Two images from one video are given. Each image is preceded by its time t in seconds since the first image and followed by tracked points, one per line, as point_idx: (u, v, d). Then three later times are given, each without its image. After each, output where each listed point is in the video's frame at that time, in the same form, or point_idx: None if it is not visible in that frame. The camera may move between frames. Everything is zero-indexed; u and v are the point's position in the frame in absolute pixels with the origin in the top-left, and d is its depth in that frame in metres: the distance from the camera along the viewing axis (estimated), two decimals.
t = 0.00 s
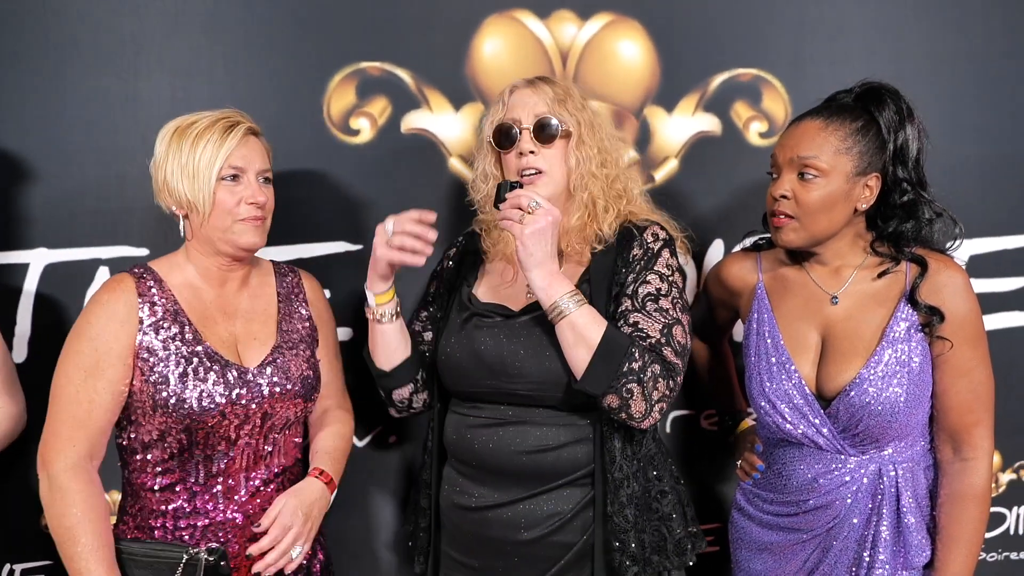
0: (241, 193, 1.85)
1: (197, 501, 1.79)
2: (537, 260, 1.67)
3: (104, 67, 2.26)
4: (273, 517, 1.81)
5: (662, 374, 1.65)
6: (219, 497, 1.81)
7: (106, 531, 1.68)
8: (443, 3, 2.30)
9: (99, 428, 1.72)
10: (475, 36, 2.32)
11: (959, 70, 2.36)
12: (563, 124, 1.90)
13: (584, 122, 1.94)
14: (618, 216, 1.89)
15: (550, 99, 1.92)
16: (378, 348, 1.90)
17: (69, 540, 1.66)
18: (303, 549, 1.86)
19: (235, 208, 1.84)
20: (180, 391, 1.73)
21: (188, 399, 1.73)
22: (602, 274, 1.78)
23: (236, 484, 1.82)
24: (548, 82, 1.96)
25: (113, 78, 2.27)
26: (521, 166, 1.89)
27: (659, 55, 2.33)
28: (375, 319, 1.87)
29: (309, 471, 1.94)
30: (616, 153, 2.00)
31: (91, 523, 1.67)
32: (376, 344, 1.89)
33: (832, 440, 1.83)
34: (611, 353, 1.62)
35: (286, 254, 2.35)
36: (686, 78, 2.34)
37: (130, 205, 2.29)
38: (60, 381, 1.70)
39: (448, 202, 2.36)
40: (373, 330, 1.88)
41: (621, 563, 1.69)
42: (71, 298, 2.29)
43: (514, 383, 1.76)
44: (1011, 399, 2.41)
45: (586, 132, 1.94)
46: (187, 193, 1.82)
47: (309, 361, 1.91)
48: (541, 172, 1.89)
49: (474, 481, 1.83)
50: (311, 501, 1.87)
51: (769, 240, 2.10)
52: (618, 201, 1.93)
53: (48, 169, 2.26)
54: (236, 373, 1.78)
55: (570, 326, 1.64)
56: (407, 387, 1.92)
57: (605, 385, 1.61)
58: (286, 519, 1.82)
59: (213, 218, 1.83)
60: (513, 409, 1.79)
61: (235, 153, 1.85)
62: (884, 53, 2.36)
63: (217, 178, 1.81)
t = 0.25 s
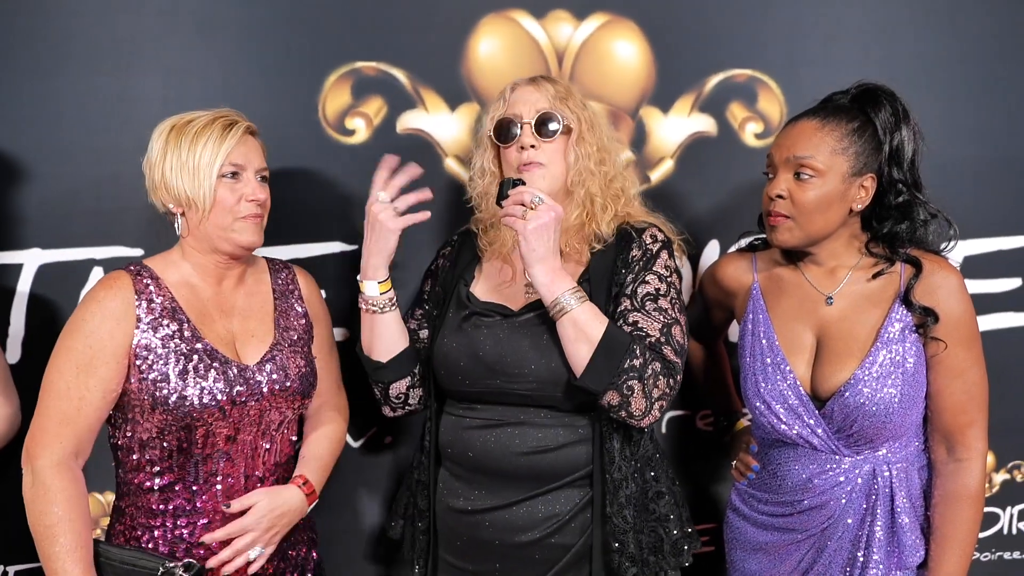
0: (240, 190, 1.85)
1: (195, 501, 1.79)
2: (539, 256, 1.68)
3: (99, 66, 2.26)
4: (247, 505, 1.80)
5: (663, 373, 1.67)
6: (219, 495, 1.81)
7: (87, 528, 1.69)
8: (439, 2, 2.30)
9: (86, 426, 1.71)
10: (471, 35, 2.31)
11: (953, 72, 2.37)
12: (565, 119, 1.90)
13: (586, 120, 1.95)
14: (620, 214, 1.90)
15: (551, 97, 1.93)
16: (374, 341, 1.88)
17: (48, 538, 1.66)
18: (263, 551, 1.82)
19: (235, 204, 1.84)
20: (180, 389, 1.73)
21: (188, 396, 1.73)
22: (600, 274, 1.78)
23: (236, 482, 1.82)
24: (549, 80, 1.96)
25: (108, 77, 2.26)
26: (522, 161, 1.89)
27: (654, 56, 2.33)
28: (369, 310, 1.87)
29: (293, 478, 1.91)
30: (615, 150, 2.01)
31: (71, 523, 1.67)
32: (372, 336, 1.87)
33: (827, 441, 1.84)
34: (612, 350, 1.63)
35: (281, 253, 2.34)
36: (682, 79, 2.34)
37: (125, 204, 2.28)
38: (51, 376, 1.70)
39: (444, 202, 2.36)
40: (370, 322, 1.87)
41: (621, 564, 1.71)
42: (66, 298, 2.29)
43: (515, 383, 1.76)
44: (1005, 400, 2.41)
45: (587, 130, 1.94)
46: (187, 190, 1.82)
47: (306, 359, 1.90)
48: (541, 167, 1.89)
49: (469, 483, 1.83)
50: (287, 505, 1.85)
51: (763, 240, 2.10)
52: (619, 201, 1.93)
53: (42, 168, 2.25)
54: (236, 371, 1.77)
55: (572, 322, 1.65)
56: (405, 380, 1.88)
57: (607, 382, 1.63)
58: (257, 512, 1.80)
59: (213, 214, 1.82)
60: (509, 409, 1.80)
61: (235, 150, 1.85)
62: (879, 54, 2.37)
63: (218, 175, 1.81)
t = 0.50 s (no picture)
0: (247, 193, 1.84)
1: (204, 501, 1.80)
2: (539, 253, 1.67)
3: (93, 68, 2.24)
4: (245, 526, 1.79)
5: (656, 376, 1.65)
6: (226, 495, 1.81)
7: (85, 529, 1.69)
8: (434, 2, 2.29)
9: (84, 426, 1.71)
10: (467, 35, 2.31)
11: (950, 68, 2.37)
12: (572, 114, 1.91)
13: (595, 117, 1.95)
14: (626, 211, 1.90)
15: (562, 93, 1.93)
16: (377, 363, 1.89)
17: (46, 534, 1.67)
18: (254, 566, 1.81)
19: (241, 207, 1.83)
20: (184, 391, 1.72)
21: (193, 398, 1.73)
22: (594, 274, 1.78)
23: (244, 479, 1.83)
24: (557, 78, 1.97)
25: (102, 79, 2.25)
26: (529, 151, 1.90)
27: (651, 54, 2.33)
28: (371, 338, 1.87)
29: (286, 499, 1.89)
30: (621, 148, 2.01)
31: (68, 520, 1.67)
32: (376, 359, 1.89)
33: (825, 439, 1.83)
34: (606, 350, 1.62)
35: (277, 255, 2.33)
36: (678, 78, 2.34)
37: (121, 206, 2.27)
38: (50, 377, 1.70)
39: (440, 202, 2.35)
40: (372, 348, 1.88)
41: (609, 567, 1.70)
42: (62, 301, 2.28)
43: (504, 385, 1.76)
44: (1003, 397, 2.41)
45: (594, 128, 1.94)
46: (193, 193, 1.80)
47: (309, 359, 1.90)
48: (547, 160, 1.89)
49: (464, 484, 1.82)
50: (283, 527, 1.83)
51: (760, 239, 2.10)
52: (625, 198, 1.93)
53: (36, 171, 2.24)
54: (240, 372, 1.76)
55: (567, 320, 1.64)
56: (409, 395, 1.92)
57: (598, 381, 1.62)
58: (252, 534, 1.79)
59: (219, 217, 1.82)
60: (503, 411, 1.79)
61: (241, 152, 1.84)
62: (875, 51, 2.36)
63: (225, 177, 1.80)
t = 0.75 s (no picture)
0: (250, 191, 1.84)
1: (211, 502, 1.79)
2: (516, 257, 1.68)
3: (89, 67, 2.23)
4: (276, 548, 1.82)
5: (640, 375, 1.61)
6: (234, 494, 1.80)
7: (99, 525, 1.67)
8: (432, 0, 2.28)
9: (88, 426, 1.70)
10: (465, 34, 2.30)
11: (949, 67, 2.36)
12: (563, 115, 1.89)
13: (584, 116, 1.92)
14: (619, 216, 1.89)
15: (557, 92, 1.92)
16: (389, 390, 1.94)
17: (59, 531, 1.66)
18: None
19: (246, 206, 1.83)
20: (190, 391, 1.72)
21: (199, 398, 1.72)
22: (587, 275, 1.77)
23: (250, 478, 1.81)
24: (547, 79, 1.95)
25: (98, 78, 2.23)
26: (519, 153, 1.87)
27: (650, 53, 2.32)
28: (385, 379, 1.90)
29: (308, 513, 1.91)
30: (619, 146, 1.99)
31: (80, 515, 1.66)
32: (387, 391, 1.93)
33: (826, 438, 1.82)
34: (587, 350, 1.60)
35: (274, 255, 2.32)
36: (677, 76, 2.33)
37: (117, 205, 2.26)
38: (55, 377, 1.69)
39: (437, 201, 2.34)
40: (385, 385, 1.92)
41: (598, 568, 1.68)
42: (58, 301, 2.26)
43: (499, 387, 1.75)
44: (1002, 396, 2.41)
45: (586, 128, 1.92)
46: (198, 191, 1.79)
47: (313, 359, 1.89)
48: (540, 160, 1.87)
49: (459, 484, 1.81)
50: (310, 542, 1.86)
51: (760, 238, 2.08)
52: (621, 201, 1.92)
53: (32, 171, 2.23)
54: (245, 371, 1.76)
55: (548, 323, 1.63)
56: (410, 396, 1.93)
57: (579, 383, 1.60)
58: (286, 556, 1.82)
59: (224, 217, 1.81)
60: (498, 411, 1.77)
61: (244, 150, 1.84)
62: (874, 50, 2.36)
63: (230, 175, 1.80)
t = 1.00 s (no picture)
0: (256, 187, 1.83)
1: (214, 501, 1.79)
2: (489, 259, 1.70)
3: (89, 64, 2.22)
4: (281, 542, 1.79)
5: (617, 364, 1.59)
6: (237, 493, 1.80)
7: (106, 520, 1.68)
8: None
9: (90, 422, 1.70)
10: (466, 32, 2.29)
11: (950, 69, 2.36)
12: (519, 121, 1.84)
13: (550, 113, 1.84)
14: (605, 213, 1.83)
15: (519, 93, 1.87)
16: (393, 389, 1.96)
17: (63, 525, 1.65)
18: None
19: (253, 201, 1.82)
20: (190, 389, 1.72)
21: (200, 397, 1.72)
22: (581, 271, 1.76)
23: (253, 479, 1.81)
24: (526, 77, 1.89)
25: (98, 75, 2.23)
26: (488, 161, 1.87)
27: (652, 53, 2.32)
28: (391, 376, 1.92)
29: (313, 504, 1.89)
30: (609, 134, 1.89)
31: (84, 508, 1.66)
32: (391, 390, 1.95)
33: (826, 440, 1.83)
34: (562, 343, 1.60)
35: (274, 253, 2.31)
36: (678, 77, 2.32)
37: (117, 203, 2.25)
38: (59, 373, 1.68)
39: (438, 200, 2.33)
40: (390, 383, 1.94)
41: (590, 568, 1.66)
42: (57, 298, 2.26)
43: (494, 388, 1.74)
44: (1001, 399, 2.41)
45: (549, 128, 1.83)
46: (204, 187, 1.79)
47: (316, 357, 1.88)
48: (498, 171, 1.85)
49: (459, 483, 1.81)
50: (316, 535, 1.83)
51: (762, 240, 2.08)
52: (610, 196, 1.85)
53: (31, 168, 2.22)
54: (246, 369, 1.76)
55: (524, 320, 1.64)
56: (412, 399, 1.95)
57: (556, 376, 1.60)
58: (293, 550, 1.79)
59: (232, 213, 1.80)
60: (496, 411, 1.77)
61: (249, 144, 1.83)
62: (875, 52, 2.35)
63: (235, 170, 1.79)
